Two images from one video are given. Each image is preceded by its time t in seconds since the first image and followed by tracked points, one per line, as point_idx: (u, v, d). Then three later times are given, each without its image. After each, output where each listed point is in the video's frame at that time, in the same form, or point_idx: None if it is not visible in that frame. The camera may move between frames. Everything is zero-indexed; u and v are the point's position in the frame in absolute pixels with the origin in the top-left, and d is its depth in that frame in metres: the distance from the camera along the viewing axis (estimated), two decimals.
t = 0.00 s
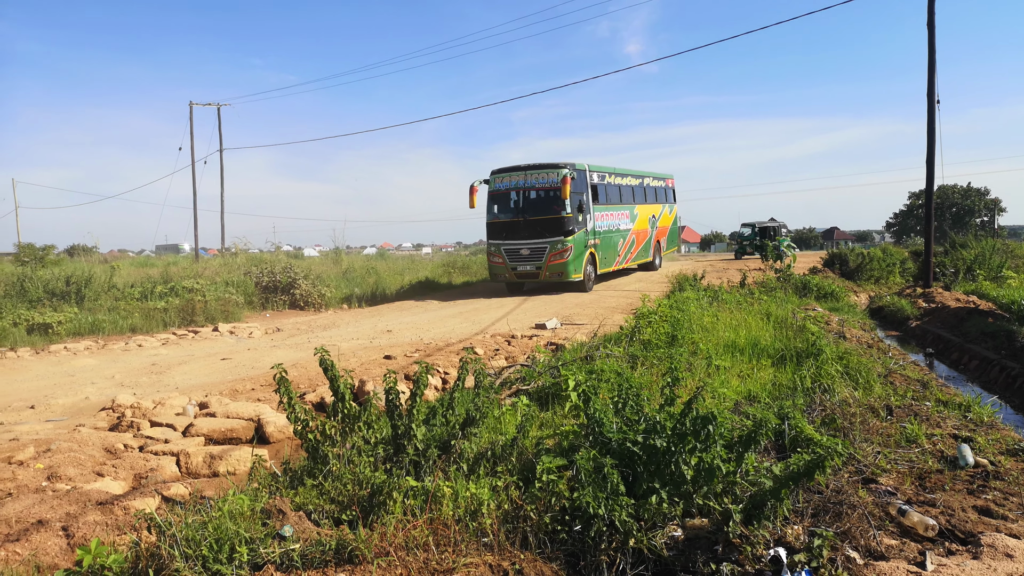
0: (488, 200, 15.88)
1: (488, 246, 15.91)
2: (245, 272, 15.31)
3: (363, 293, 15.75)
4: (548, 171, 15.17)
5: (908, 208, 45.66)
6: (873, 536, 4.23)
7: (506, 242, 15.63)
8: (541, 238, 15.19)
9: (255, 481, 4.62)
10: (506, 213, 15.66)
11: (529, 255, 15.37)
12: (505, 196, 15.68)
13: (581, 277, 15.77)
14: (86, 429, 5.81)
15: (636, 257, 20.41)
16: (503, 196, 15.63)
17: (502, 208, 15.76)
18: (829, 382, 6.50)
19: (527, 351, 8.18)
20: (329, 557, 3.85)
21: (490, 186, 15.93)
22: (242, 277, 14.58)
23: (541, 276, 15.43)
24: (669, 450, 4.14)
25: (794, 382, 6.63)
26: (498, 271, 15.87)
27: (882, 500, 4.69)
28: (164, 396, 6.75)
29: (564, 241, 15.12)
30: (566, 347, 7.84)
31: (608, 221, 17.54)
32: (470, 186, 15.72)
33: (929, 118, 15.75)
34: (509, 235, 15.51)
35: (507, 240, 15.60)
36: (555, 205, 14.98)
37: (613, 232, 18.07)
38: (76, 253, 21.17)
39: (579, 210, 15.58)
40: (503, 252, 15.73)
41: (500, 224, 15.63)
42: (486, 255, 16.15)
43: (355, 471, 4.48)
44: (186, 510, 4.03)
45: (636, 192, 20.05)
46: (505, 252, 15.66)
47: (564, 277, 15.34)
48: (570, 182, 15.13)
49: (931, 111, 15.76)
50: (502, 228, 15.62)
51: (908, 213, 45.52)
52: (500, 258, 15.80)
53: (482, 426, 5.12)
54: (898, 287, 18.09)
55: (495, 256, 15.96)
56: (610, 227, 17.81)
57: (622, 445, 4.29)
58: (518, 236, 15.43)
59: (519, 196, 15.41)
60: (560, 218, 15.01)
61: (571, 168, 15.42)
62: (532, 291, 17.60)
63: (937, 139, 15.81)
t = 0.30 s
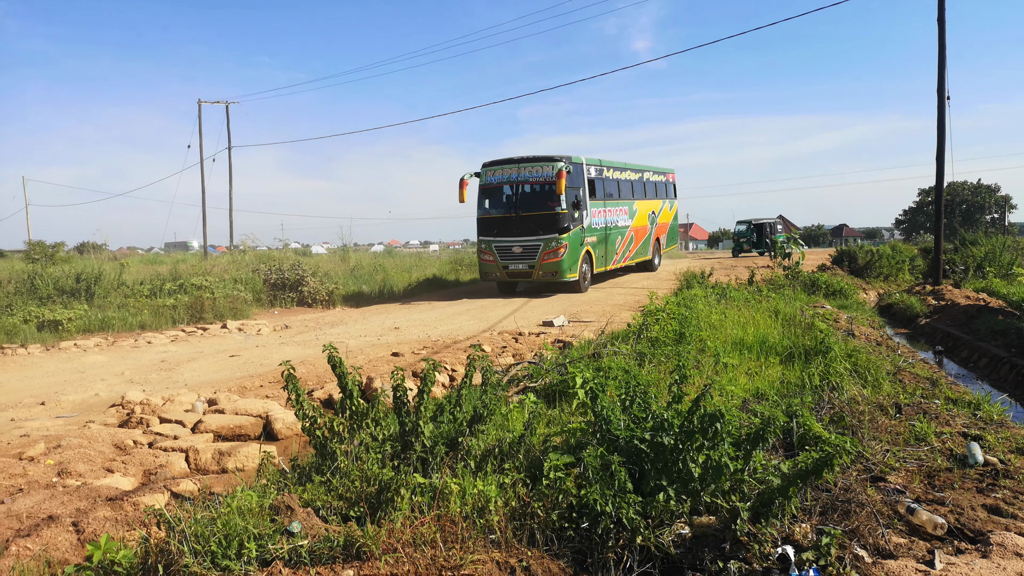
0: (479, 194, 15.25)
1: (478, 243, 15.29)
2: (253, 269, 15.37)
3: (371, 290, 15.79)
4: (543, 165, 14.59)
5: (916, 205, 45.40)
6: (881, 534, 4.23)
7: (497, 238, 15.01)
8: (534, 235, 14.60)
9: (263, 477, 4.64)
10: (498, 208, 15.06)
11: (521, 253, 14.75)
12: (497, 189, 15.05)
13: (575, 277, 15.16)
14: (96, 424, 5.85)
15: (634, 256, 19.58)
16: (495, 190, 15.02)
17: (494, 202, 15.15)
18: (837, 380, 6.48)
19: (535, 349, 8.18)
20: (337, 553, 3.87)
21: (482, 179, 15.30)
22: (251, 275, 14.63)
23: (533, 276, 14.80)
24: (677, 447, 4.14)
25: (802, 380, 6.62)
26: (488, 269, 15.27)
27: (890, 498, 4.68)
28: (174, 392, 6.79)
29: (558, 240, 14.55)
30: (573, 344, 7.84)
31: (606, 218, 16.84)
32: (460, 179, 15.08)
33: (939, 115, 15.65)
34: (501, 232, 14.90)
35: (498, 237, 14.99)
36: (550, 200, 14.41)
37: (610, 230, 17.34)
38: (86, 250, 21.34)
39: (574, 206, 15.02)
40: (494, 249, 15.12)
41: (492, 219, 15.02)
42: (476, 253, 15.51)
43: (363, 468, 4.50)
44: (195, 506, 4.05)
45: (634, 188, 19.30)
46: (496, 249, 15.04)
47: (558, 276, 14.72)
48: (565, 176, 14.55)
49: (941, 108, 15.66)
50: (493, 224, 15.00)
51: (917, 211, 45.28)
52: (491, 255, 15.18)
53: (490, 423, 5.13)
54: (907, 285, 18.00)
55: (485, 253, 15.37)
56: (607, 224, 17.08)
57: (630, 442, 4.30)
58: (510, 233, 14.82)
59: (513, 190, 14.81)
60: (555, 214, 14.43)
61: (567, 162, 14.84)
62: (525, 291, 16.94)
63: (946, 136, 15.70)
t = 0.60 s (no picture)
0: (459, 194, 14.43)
1: (460, 245, 14.51)
2: (254, 270, 15.36)
3: (371, 290, 15.79)
4: (528, 162, 13.78)
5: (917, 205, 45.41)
6: (882, 534, 4.22)
7: (479, 240, 14.22)
8: (518, 238, 13.81)
9: (263, 478, 4.64)
10: (480, 208, 14.25)
11: (503, 256, 13.97)
12: (479, 188, 14.23)
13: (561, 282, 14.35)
14: (96, 425, 5.85)
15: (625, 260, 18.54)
16: (477, 189, 14.19)
17: (476, 202, 14.34)
18: (837, 380, 6.47)
19: (535, 349, 8.17)
20: (338, 553, 3.87)
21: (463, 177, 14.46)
22: (251, 275, 14.62)
23: (515, 282, 14.06)
24: (677, 447, 4.14)
25: (802, 380, 6.62)
26: (470, 273, 14.51)
27: (890, 498, 4.67)
28: (174, 393, 6.79)
29: (543, 242, 13.76)
30: (573, 344, 7.84)
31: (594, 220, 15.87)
32: (439, 177, 14.24)
33: (939, 115, 15.65)
34: (482, 233, 14.10)
35: (480, 238, 14.20)
36: (535, 200, 13.61)
37: (599, 233, 16.36)
38: (87, 251, 21.37)
39: (561, 206, 14.21)
40: (476, 252, 14.34)
41: (474, 220, 14.21)
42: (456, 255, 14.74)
43: (363, 469, 4.50)
44: (195, 507, 4.05)
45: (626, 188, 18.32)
46: (477, 252, 14.27)
47: (541, 281, 13.94)
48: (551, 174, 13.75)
49: (941, 108, 15.66)
50: (475, 225, 14.21)
51: (918, 210, 45.28)
52: (473, 258, 14.43)
53: (490, 423, 5.14)
54: (907, 285, 18.01)
55: (466, 256, 14.62)
56: (596, 227, 16.13)
57: (630, 443, 4.29)
58: (492, 234, 14.04)
59: (495, 189, 13.98)
60: (540, 215, 13.64)
61: (553, 159, 13.99)
62: (510, 296, 16.12)
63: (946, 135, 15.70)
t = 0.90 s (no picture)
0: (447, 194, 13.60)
1: (446, 248, 13.63)
2: (265, 273, 15.45)
3: (381, 293, 15.84)
4: (519, 160, 12.93)
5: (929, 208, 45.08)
6: (895, 540, 4.19)
7: (466, 243, 13.34)
8: (508, 241, 12.94)
9: (275, 480, 4.66)
10: (468, 209, 13.37)
11: (492, 260, 13.09)
12: (468, 188, 13.40)
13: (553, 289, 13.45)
14: (110, 428, 5.90)
15: (623, 266, 17.59)
16: (465, 189, 13.36)
17: (464, 203, 13.47)
18: (850, 385, 6.44)
19: (545, 353, 8.18)
20: (349, 556, 3.88)
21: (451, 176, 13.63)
22: (263, 278, 14.69)
23: (504, 288, 13.18)
24: (688, 451, 4.13)
25: (814, 384, 6.58)
26: (456, 278, 13.62)
27: (904, 504, 4.64)
28: (187, 396, 6.84)
29: (535, 246, 12.87)
30: (583, 348, 7.84)
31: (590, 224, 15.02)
32: (426, 175, 13.42)
33: (951, 117, 15.55)
34: (471, 236, 13.23)
35: (468, 241, 13.32)
36: (526, 201, 12.75)
37: (596, 238, 15.50)
38: (101, 255, 21.59)
39: (555, 208, 13.34)
40: (463, 256, 13.46)
41: (462, 222, 13.36)
42: (443, 258, 13.85)
43: (374, 472, 4.51)
44: (208, 509, 4.08)
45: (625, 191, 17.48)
46: (465, 255, 13.39)
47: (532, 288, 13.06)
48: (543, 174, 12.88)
49: (953, 110, 15.56)
50: (463, 227, 13.34)
51: (930, 214, 44.94)
52: (460, 262, 13.54)
53: (500, 426, 5.15)
54: (920, 289, 17.89)
55: (453, 259, 13.72)
56: (593, 231, 15.27)
57: (641, 447, 4.27)
58: (480, 237, 13.17)
59: (484, 188, 13.15)
60: (530, 217, 12.76)
61: (547, 158, 13.16)
62: (501, 303, 15.34)
63: (959, 137, 15.60)
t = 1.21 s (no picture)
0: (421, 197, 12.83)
1: (420, 255, 12.80)
2: (266, 276, 15.44)
3: (383, 297, 15.84)
4: (498, 161, 12.17)
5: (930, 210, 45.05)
6: (897, 543, 4.19)
7: (441, 250, 12.50)
8: (485, 247, 12.10)
9: (276, 484, 4.66)
10: (444, 214, 12.56)
11: (469, 268, 12.28)
12: (444, 191, 12.60)
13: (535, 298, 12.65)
14: (111, 432, 5.90)
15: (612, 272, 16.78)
16: (440, 191, 12.60)
17: (439, 207, 12.65)
18: (851, 388, 6.42)
19: (546, 356, 8.17)
20: (350, 560, 3.88)
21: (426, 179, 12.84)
22: (264, 282, 14.69)
23: (481, 298, 12.40)
24: (690, 455, 4.13)
25: (816, 387, 6.58)
26: (431, 286, 12.79)
27: (906, 507, 4.63)
28: (188, 400, 6.84)
29: (515, 252, 12.06)
30: (585, 351, 7.84)
31: (575, 228, 14.26)
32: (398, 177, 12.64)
33: (952, 118, 15.55)
34: (446, 242, 12.40)
35: (443, 248, 12.49)
36: (505, 204, 11.96)
37: (582, 242, 14.75)
38: (103, 258, 21.63)
39: (536, 212, 12.53)
40: (438, 263, 12.63)
41: (437, 227, 12.56)
42: (418, 266, 13.03)
43: (375, 476, 4.50)
44: (209, 513, 4.07)
45: (614, 193, 16.73)
46: (440, 263, 12.56)
47: (512, 298, 12.27)
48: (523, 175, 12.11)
49: (955, 111, 15.56)
50: (437, 233, 12.51)
51: (932, 215, 44.91)
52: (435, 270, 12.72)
53: (502, 430, 5.15)
54: (922, 290, 17.88)
55: (428, 267, 12.88)
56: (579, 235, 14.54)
57: (642, 450, 4.28)
58: (456, 244, 12.33)
59: (461, 191, 12.38)
60: (510, 221, 11.96)
61: (527, 159, 12.40)
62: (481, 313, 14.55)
63: (960, 139, 15.59)
